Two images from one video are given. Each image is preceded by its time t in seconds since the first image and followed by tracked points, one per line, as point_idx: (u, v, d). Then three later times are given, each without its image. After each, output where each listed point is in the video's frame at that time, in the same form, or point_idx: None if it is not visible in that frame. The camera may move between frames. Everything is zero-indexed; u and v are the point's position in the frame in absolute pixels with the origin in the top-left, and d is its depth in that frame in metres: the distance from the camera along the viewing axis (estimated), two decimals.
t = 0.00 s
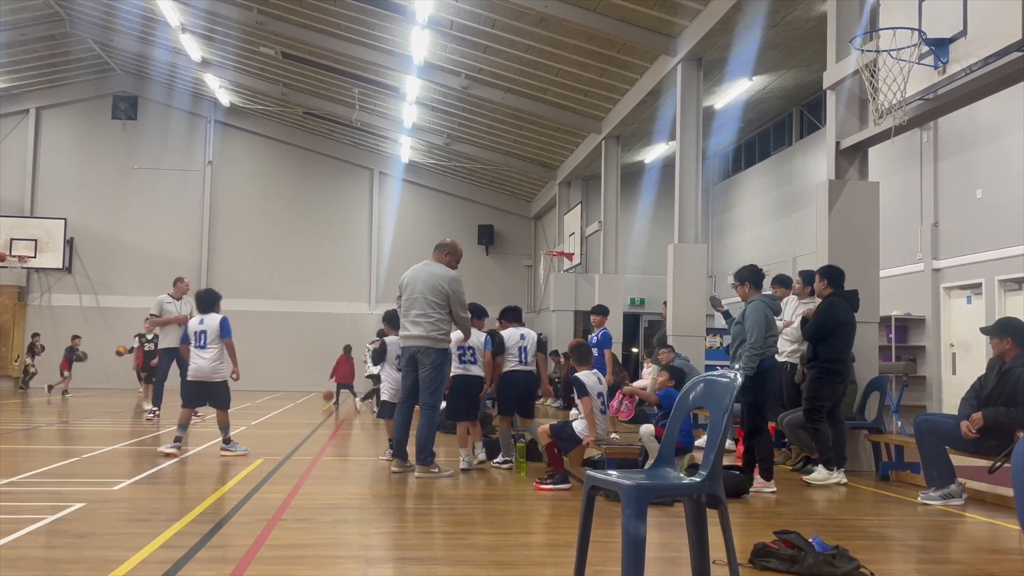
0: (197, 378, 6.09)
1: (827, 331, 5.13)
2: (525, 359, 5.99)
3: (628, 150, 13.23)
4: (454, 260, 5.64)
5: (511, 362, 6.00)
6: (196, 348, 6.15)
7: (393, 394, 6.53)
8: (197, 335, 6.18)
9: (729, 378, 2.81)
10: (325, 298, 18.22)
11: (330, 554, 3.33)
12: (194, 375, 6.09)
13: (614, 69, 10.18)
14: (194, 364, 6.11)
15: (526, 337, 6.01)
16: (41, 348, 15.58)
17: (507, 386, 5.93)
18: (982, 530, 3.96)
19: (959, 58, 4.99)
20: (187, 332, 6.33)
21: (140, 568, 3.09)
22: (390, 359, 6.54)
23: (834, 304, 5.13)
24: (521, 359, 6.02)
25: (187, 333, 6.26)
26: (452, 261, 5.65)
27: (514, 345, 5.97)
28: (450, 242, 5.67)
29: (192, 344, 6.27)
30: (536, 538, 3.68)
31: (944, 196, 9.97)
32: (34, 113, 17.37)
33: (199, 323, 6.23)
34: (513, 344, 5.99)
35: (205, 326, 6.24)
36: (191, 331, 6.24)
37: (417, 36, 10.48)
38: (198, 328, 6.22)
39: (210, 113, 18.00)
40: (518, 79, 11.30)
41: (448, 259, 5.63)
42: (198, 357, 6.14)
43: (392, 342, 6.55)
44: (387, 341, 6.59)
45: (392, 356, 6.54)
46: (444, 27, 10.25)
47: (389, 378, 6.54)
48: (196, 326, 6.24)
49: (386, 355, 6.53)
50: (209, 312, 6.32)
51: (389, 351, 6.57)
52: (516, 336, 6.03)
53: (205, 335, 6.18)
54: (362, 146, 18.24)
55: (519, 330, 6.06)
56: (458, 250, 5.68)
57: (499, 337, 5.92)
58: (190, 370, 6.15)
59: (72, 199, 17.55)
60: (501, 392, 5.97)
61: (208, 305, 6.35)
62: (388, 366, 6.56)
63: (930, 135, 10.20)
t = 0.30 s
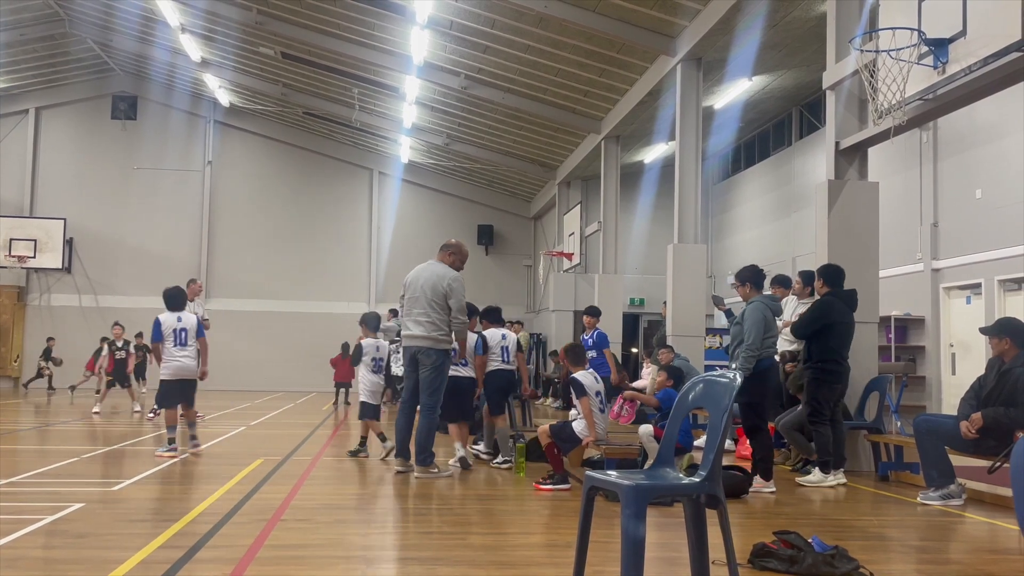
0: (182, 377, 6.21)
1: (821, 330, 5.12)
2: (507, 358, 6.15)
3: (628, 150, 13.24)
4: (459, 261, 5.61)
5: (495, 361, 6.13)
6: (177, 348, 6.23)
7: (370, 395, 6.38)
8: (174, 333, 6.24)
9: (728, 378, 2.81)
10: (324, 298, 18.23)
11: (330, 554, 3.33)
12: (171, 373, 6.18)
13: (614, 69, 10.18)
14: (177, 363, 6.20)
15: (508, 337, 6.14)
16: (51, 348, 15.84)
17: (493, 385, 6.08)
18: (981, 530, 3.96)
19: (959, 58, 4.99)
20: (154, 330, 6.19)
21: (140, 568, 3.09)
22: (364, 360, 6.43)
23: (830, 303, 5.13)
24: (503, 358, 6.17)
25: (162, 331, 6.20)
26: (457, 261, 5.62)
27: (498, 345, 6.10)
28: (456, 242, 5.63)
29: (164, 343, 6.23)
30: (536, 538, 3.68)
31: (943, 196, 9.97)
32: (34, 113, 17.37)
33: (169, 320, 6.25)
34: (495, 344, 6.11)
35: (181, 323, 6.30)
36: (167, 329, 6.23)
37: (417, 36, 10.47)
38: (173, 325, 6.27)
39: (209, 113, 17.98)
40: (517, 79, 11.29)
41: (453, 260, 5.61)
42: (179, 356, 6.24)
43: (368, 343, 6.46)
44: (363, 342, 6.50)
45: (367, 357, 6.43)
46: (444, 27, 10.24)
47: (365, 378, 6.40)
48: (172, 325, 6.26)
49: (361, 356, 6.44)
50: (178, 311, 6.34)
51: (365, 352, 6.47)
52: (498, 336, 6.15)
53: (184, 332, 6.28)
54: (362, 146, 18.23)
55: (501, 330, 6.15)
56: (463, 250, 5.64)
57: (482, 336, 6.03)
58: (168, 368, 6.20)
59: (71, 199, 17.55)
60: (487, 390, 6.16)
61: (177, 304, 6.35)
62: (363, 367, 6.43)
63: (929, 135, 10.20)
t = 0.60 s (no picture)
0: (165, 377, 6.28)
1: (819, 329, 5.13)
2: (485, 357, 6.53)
3: (628, 150, 13.24)
4: (460, 260, 5.60)
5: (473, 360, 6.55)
6: (162, 348, 6.34)
7: (345, 393, 6.34)
8: (159, 334, 6.38)
9: (728, 378, 2.81)
10: (325, 298, 18.23)
11: (330, 554, 3.34)
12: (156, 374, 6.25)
13: (614, 69, 10.18)
14: (162, 363, 6.28)
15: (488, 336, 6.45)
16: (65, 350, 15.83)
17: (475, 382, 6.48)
18: (980, 530, 3.97)
19: (958, 59, 5.00)
20: (141, 330, 6.25)
21: (140, 567, 3.09)
22: (345, 357, 6.40)
23: (828, 303, 5.14)
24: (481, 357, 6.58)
25: (148, 331, 6.28)
26: (458, 260, 5.61)
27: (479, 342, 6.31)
28: (457, 241, 5.62)
29: (148, 343, 6.27)
30: (535, 538, 3.68)
31: (943, 196, 9.97)
32: (34, 113, 17.38)
33: (154, 321, 6.38)
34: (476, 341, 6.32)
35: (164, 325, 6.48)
36: (154, 330, 6.34)
37: (417, 36, 10.47)
38: (158, 327, 6.40)
39: (209, 113, 17.98)
40: (517, 79, 11.29)
41: (453, 260, 5.60)
42: (162, 356, 6.30)
43: (350, 340, 6.43)
44: (343, 339, 6.46)
45: (348, 355, 6.40)
46: (444, 27, 10.25)
47: (343, 375, 6.36)
48: (157, 326, 6.40)
49: (342, 352, 6.39)
50: (157, 316, 6.47)
51: (345, 349, 6.43)
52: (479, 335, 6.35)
53: (168, 335, 6.45)
54: (362, 146, 18.24)
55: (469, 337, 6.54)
56: (465, 249, 5.63)
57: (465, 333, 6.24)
58: (152, 369, 6.24)
59: (71, 199, 17.55)
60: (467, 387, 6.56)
61: (158, 308, 6.51)
62: (343, 365, 6.37)
63: (929, 135, 10.20)
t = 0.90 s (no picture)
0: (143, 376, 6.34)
1: (818, 329, 5.14)
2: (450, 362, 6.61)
3: (628, 150, 13.24)
4: (458, 259, 5.60)
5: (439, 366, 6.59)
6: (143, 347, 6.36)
7: (318, 393, 6.36)
8: (142, 334, 6.37)
9: (728, 378, 2.81)
10: (325, 298, 18.23)
11: (331, 553, 3.34)
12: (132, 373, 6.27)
13: (613, 69, 10.18)
14: (141, 362, 6.32)
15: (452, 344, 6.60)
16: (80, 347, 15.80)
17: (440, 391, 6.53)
18: (980, 531, 3.97)
19: (959, 59, 5.00)
20: (126, 328, 6.21)
21: (140, 567, 3.10)
22: (317, 357, 6.33)
23: (828, 303, 5.14)
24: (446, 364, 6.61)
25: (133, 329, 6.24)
26: (457, 259, 5.61)
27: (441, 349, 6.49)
28: (456, 240, 5.61)
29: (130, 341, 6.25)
30: (536, 538, 3.68)
31: (943, 197, 9.97)
32: (34, 113, 17.38)
33: (139, 320, 6.37)
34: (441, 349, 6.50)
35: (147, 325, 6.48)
36: (137, 329, 6.31)
37: (417, 36, 10.47)
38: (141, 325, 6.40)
39: (210, 113, 17.99)
40: (517, 79, 11.29)
41: (452, 259, 5.59)
42: (141, 356, 6.34)
43: (322, 341, 6.36)
44: (315, 339, 6.37)
45: (320, 355, 6.34)
46: (444, 27, 10.25)
47: (315, 375, 6.34)
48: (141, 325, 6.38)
49: (314, 353, 6.31)
50: (136, 313, 6.43)
51: (317, 350, 6.34)
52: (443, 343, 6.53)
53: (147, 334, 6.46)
54: (362, 146, 18.24)
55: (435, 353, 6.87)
56: (463, 248, 5.62)
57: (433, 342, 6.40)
58: (131, 368, 6.25)
59: (71, 199, 17.54)
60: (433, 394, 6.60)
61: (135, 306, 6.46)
62: (316, 365, 6.33)
63: (929, 135, 10.21)
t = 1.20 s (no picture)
0: (109, 375, 6.37)
1: (819, 330, 5.13)
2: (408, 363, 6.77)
3: (628, 150, 13.23)
4: (458, 258, 5.59)
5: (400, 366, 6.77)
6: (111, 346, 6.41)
7: (302, 392, 6.36)
8: (109, 332, 6.43)
9: (728, 378, 2.81)
10: (325, 297, 18.22)
11: (331, 553, 3.34)
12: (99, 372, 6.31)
13: (614, 68, 10.17)
14: (108, 360, 6.37)
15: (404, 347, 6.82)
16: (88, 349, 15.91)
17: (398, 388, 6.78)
18: (980, 531, 3.96)
19: (959, 59, 4.99)
20: (92, 329, 6.27)
21: (140, 567, 3.10)
22: (297, 357, 6.36)
23: (828, 304, 5.13)
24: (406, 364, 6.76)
25: (98, 330, 6.31)
26: (458, 259, 5.61)
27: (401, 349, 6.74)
28: (456, 239, 5.60)
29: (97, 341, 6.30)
30: (536, 538, 3.68)
31: (943, 197, 9.97)
32: (34, 113, 17.38)
33: (104, 319, 6.42)
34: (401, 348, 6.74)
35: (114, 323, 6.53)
36: (103, 329, 6.37)
37: (417, 36, 10.47)
38: (107, 324, 6.44)
39: (210, 112, 18.00)
40: (518, 79, 11.29)
41: (453, 258, 5.59)
42: (110, 355, 6.40)
43: (302, 341, 6.38)
44: (295, 339, 6.39)
45: (300, 354, 6.37)
46: (444, 26, 10.25)
47: (297, 375, 6.36)
48: (107, 324, 6.43)
49: (295, 352, 6.34)
50: (102, 312, 6.49)
51: (297, 349, 6.37)
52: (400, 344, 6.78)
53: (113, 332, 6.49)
54: (362, 145, 18.23)
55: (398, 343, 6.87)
56: (463, 246, 5.62)
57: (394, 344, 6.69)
58: (98, 368, 6.31)
59: (72, 199, 17.54)
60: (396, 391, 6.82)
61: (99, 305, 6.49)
62: (295, 365, 6.35)
63: (930, 135, 10.19)
